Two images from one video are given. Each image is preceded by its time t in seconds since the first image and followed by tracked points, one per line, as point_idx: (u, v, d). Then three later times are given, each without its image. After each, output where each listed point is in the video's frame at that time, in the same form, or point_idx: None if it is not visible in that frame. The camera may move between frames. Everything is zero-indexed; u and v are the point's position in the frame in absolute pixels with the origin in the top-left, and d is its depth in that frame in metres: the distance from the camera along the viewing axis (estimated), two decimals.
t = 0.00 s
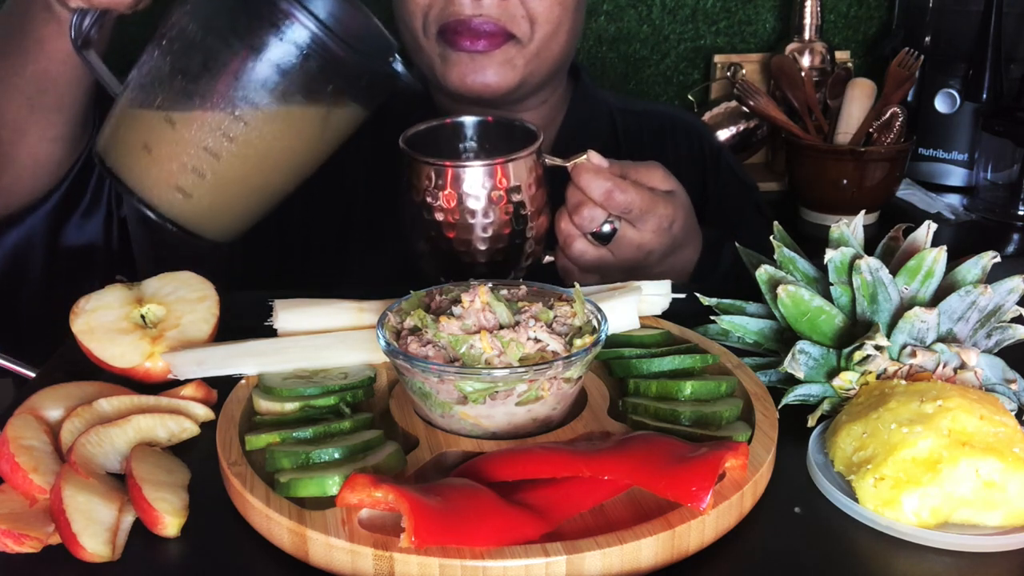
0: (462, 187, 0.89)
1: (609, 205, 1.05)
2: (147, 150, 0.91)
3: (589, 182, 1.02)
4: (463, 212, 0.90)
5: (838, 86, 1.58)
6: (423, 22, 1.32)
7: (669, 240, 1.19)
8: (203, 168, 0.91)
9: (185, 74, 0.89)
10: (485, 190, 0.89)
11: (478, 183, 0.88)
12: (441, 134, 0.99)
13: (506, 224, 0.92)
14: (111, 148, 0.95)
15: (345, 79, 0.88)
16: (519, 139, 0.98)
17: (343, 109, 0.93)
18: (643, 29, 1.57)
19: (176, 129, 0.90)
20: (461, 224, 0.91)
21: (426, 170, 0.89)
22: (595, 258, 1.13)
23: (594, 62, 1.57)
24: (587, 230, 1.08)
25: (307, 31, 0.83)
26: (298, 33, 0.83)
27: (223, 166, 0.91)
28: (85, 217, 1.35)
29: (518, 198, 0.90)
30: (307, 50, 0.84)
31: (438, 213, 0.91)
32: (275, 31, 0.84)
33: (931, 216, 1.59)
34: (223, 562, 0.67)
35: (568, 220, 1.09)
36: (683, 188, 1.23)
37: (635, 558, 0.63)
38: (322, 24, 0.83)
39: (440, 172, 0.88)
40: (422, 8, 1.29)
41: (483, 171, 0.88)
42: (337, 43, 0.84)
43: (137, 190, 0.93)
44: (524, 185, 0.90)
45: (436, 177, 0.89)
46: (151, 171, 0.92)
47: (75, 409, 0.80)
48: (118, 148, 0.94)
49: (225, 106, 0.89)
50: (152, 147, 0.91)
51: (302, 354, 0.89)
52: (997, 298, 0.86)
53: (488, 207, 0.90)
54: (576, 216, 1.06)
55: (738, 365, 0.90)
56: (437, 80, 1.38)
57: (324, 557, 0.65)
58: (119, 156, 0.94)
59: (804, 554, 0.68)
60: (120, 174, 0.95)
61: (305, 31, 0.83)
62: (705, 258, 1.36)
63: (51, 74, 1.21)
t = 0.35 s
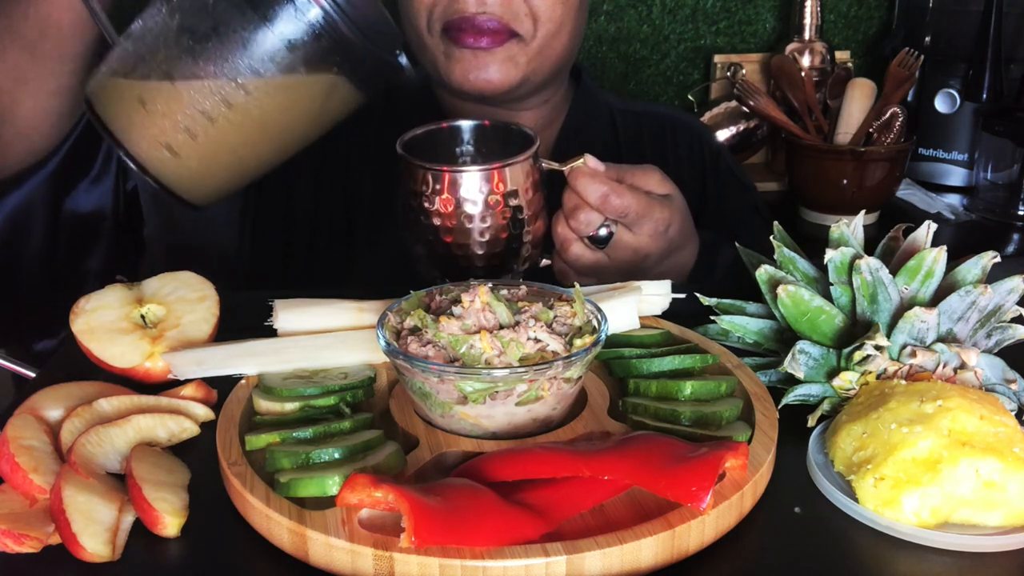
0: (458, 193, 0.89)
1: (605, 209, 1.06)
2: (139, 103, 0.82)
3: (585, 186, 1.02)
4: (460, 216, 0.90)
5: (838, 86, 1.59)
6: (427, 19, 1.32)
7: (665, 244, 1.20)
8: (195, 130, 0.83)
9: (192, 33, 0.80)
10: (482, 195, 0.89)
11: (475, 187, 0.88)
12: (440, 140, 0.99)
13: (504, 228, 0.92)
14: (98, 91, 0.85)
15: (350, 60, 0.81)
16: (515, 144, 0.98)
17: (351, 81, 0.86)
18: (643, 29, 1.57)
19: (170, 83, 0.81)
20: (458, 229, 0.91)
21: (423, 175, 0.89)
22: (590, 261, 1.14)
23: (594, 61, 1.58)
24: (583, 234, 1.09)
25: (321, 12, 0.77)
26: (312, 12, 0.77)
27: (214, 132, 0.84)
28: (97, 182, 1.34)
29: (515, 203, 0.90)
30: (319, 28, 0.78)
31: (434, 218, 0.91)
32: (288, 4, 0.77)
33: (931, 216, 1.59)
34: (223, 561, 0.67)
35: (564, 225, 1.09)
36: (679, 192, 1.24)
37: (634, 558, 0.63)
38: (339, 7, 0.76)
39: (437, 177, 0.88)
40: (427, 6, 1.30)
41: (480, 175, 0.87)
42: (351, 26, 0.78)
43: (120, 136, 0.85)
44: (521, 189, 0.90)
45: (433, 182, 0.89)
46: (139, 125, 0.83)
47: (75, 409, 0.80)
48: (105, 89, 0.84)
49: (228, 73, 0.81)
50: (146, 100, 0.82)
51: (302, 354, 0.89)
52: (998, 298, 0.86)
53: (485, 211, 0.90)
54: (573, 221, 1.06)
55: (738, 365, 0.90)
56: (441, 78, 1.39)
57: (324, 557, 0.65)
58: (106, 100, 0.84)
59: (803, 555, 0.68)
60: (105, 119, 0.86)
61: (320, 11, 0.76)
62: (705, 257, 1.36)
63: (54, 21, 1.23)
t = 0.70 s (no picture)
0: (450, 192, 0.89)
1: (597, 209, 1.05)
2: (125, 55, 0.84)
3: (578, 187, 1.02)
4: (450, 215, 0.90)
5: (839, 86, 1.59)
6: (426, 18, 1.32)
7: (658, 245, 1.20)
8: (180, 90, 0.87)
9: None
10: (474, 193, 0.89)
11: (465, 186, 0.88)
12: (430, 137, 1.01)
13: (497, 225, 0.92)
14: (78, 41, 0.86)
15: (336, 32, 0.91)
16: (508, 143, 0.98)
17: (338, 58, 0.95)
18: (643, 29, 1.61)
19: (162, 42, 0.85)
20: (450, 227, 0.91)
21: (414, 173, 0.89)
22: (582, 262, 1.15)
23: (594, 62, 1.63)
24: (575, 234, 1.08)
25: None
26: None
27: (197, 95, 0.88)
28: (103, 150, 1.31)
29: (507, 202, 0.91)
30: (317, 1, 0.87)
31: (425, 216, 0.91)
32: None
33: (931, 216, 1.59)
34: (223, 562, 0.67)
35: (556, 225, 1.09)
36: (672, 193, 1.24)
37: (634, 558, 0.63)
38: None
39: (428, 174, 0.88)
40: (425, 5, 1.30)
41: (472, 174, 0.88)
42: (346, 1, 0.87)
43: (102, 90, 0.88)
44: (512, 189, 0.91)
45: (424, 180, 0.89)
46: (123, 79, 0.86)
47: (75, 409, 0.80)
48: (88, 46, 0.85)
49: (219, 37, 0.85)
50: (132, 54, 0.84)
51: (302, 354, 0.89)
52: (998, 298, 0.86)
53: (477, 209, 0.90)
54: (564, 221, 1.06)
55: (738, 365, 0.90)
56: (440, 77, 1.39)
57: (324, 557, 0.65)
58: (88, 52, 0.86)
59: (803, 555, 0.68)
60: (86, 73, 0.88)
61: None
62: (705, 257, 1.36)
63: None
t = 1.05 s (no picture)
0: (448, 189, 0.88)
1: (594, 209, 1.06)
2: (101, 32, 0.75)
3: (574, 186, 1.02)
4: (448, 213, 0.90)
5: (839, 86, 1.59)
6: (427, 21, 1.32)
7: (656, 246, 1.21)
8: (156, 71, 0.78)
9: None
10: (472, 191, 0.89)
11: (464, 184, 0.88)
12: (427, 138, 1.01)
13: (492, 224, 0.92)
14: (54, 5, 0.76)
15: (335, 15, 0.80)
16: (505, 141, 0.99)
17: (322, 42, 0.84)
18: (643, 29, 1.62)
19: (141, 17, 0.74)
20: (446, 225, 0.91)
21: (413, 172, 0.89)
22: (580, 262, 1.15)
23: (594, 62, 1.63)
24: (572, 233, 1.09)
25: None
26: None
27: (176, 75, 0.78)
28: (100, 143, 1.39)
29: (504, 200, 0.91)
30: None
31: (422, 213, 0.91)
32: None
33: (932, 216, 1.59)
34: (223, 561, 0.67)
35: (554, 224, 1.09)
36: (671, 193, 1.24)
37: (634, 557, 0.63)
38: None
39: (427, 173, 0.88)
40: (426, 8, 1.30)
41: (470, 172, 0.88)
42: None
43: (77, 65, 0.79)
44: (511, 186, 0.90)
45: (422, 179, 0.89)
46: (98, 56, 0.77)
47: (75, 409, 0.80)
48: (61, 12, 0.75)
49: (201, 14, 0.75)
50: (110, 30, 0.75)
51: (303, 354, 0.89)
52: (998, 298, 0.86)
53: (475, 207, 0.90)
54: (562, 220, 1.06)
55: (738, 365, 0.90)
56: (441, 78, 1.39)
57: (324, 557, 0.65)
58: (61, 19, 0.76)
59: (803, 555, 0.68)
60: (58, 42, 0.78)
61: None
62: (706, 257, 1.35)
63: None
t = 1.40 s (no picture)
0: (421, 183, 0.88)
1: (567, 205, 1.05)
2: (80, 7, 0.78)
3: (547, 182, 1.02)
4: (421, 209, 0.89)
5: (839, 86, 1.60)
6: (424, 24, 1.32)
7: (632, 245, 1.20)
8: (133, 43, 0.82)
9: None
10: (445, 186, 0.88)
11: (437, 178, 0.87)
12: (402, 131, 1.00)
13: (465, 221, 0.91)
14: None
15: None
16: (481, 135, 0.99)
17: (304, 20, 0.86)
18: (643, 29, 1.62)
19: None
20: (419, 220, 0.90)
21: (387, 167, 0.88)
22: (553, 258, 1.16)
23: (594, 62, 1.63)
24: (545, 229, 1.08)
25: None
26: None
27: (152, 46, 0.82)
28: (94, 130, 1.39)
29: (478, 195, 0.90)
30: None
31: (395, 207, 0.90)
32: None
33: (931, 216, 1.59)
34: (223, 561, 0.67)
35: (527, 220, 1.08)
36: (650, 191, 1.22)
37: (635, 558, 0.63)
38: None
39: (399, 167, 0.87)
40: (423, 10, 1.30)
41: (444, 166, 0.87)
42: None
43: (52, 38, 0.81)
44: (484, 181, 0.90)
45: (396, 174, 0.88)
46: (75, 30, 0.80)
47: (75, 409, 0.80)
48: None
49: None
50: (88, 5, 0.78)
51: (302, 354, 0.89)
52: (998, 298, 0.86)
53: (449, 203, 0.89)
54: (535, 217, 1.06)
55: (738, 365, 0.90)
56: (437, 80, 1.39)
57: (324, 557, 0.65)
58: None
59: (803, 554, 0.68)
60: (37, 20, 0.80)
61: None
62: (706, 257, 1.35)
63: None
